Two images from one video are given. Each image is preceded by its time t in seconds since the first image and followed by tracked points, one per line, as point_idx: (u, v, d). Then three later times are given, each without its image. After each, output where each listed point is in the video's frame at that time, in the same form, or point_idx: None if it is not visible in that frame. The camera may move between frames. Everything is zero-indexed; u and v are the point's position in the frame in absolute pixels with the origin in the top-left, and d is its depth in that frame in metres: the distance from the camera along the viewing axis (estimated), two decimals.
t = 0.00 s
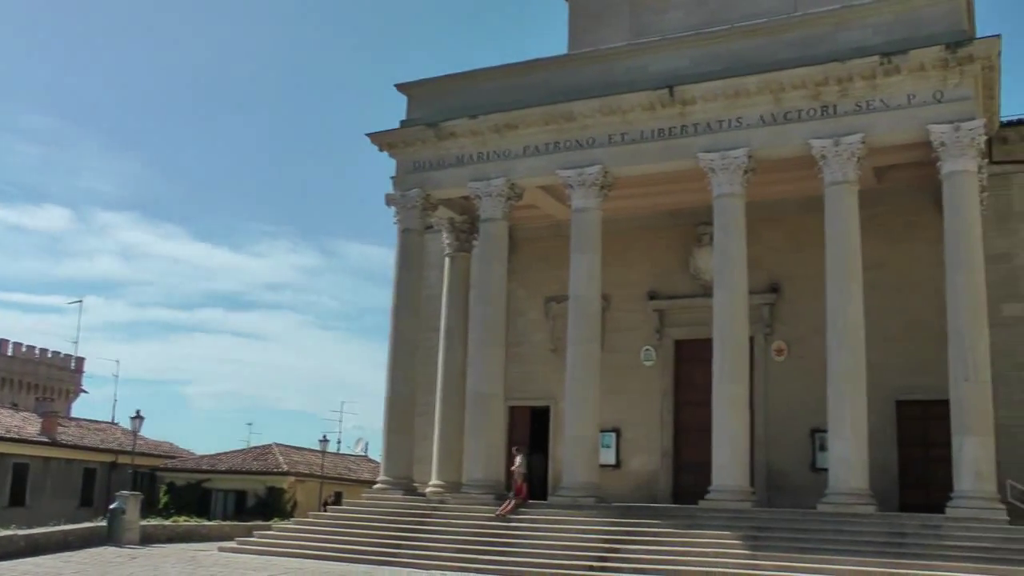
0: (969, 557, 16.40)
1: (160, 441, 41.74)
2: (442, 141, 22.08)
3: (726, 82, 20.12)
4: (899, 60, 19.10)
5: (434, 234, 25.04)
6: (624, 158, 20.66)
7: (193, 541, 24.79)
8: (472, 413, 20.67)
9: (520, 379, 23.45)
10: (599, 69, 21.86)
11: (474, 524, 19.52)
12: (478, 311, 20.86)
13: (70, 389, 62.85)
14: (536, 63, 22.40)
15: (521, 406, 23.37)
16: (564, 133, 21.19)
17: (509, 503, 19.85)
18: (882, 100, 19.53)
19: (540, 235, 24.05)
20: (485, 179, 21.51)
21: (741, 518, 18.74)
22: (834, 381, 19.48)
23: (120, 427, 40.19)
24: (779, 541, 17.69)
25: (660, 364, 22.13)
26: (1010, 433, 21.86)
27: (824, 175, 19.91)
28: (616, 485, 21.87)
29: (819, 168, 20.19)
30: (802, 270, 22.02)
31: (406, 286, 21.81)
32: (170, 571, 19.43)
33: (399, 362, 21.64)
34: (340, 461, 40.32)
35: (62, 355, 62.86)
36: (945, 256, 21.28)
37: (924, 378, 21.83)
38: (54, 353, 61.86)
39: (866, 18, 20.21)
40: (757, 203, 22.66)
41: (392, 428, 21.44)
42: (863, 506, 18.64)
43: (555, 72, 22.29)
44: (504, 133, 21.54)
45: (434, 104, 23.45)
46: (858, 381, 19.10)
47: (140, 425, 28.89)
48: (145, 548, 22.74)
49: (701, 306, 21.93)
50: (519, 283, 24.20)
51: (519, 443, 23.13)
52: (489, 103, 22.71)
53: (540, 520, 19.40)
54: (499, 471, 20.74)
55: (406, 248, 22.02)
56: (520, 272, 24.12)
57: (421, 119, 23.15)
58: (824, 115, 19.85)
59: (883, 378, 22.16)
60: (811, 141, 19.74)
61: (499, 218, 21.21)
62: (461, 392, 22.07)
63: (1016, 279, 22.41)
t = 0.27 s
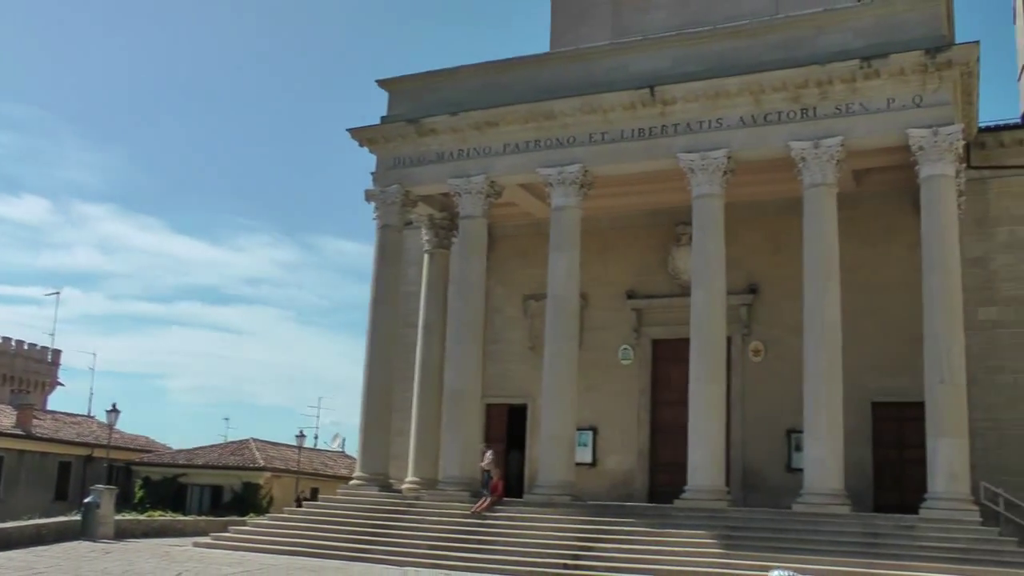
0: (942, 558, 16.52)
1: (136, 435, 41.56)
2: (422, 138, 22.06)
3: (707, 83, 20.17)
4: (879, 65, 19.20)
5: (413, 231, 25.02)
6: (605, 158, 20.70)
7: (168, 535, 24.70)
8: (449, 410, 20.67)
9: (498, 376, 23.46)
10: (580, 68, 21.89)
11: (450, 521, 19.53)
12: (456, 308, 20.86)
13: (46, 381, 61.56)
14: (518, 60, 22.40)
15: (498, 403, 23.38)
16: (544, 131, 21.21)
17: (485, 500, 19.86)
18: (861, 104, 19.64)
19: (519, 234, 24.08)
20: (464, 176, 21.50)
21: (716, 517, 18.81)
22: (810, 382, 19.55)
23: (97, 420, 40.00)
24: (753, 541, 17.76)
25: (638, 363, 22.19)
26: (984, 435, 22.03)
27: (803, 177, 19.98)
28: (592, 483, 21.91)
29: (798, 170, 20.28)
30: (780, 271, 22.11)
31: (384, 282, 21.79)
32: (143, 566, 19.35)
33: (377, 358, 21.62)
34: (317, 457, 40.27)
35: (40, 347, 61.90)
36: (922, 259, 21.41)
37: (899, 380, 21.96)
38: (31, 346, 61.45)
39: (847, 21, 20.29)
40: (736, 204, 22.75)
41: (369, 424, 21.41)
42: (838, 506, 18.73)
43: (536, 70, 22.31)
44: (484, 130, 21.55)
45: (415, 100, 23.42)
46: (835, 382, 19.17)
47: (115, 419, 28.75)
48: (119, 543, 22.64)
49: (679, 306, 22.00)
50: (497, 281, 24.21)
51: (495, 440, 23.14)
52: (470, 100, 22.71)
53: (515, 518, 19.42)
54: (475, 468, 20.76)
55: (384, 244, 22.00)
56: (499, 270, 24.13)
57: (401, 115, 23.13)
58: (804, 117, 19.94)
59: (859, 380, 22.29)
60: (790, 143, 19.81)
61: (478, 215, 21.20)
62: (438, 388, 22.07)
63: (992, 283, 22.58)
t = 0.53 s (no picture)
0: (913, 557, 16.62)
1: (110, 431, 41.34)
2: (398, 134, 22.03)
3: (683, 83, 20.21)
4: (854, 67, 19.30)
5: (389, 228, 24.99)
6: (581, 156, 20.72)
7: (140, 532, 24.57)
8: (423, 406, 20.65)
9: (473, 374, 23.45)
10: (557, 66, 21.91)
11: (423, 518, 19.51)
12: (432, 305, 20.85)
13: (19, 374, 60.62)
14: (496, 58, 22.40)
15: (473, 401, 23.38)
16: (521, 129, 21.22)
17: (458, 497, 19.85)
18: (837, 105, 19.73)
19: (495, 231, 24.08)
20: (441, 173, 21.48)
21: (689, 516, 18.85)
22: (784, 382, 19.61)
23: (70, 416, 39.76)
24: (726, 539, 17.82)
25: (613, 362, 22.23)
26: (956, 436, 22.18)
27: (779, 178, 20.05)
28: (566, 481, 21.94)
29: (774, 170, 20.35)
30: (755, 271, 22.19)
31: (360, 278, 21.76)
32: (114, 563, 19.23)
33: (351, 355, 21.58)
34: (291, 454, 40.17)
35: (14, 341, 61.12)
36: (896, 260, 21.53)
37: (873, 381, 22.08)
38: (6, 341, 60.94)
39: (824, 23, 20.37)
40: (712, 204, 22.82)
41: (342, 420, 21.38)
42: (810, 505, 18.81)
43: (514, 67, 22.31)
44: (461, 127, 21.54)
45: (392, 97, 23.38)
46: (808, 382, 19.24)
47: (88, 414, 28.57)
48: (90, 539, 22.50)
49: (653, 304, 22.06)
50: (473, 278, 24.20)
51: (470, 437, 23.13)
52: (447, 97, 22.69)
53: (488, 515, 19.42)
54: (449, 465, 20.75)
55: (360, 240, 21.97)
56: (475, 267, 24.13)
57: (378, 111, 23.09)
58: (779, 118, 20.00)
59: (833, 380, 22.39)
60: (766, 143, 19.87)
61: (454, 212, 21.19)
62: (412, 385, 22.05)
63: (966, 285, 22.74)
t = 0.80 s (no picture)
0: (886, 554, 16.73)
1: (84, 427, 41.10)
2: (375, 130, 22.00)
3: (661, 82, 20.26)
4: (831, 68, 19.41)
5: (366, 224, 24.96)
6: (557, 154, 20.76)
7: (114, 529, 24.43)
8: (399, 403, 20.63)
9: (450, 371, 23.46)
10: (535, 64, 21.94)
11: (398, 515, 19.49)
12: (408, 302, 20.84)
13: None
14: (474, 55, 22.40)
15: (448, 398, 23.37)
16: (498, 127, 21.23)
17: (433, 495, 19.85)
18: (813, 106, 19.84)
19: (472, 228, 24.09)
20: (418, 170, 21.47)
21: (664, 513, 18.91)
22: (759, 380, 19.68)
23: (43, 412, 39.50)
24: (701, 537, 17.87)
25: (589, 359, 22.27)
26: (929, 434, 22.35)
27: (755, 177, 20.12)
28: (541, 478, 21.98)
29: (750, 170, 20.43)
30: (730, 269, 22.29)
31: (336, 274, 21.73)
32: (86, 560, 19.10)
33: (327, 351, 21.53)
34: (265, 450, 40.07)
35: None
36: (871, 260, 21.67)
37: (848, 380, 22.21)
38: None
39: (801, 24, 20.47)
40: (688, 203, 22.91)
41: (318, 417, 21.33)
42: (785, 503, 18.91)
43: (492, 65, 22.31)
44: (438, 124, 21.53)
45: (369, 93, 23.34)
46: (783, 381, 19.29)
47: (62, 410, 28.37)
48: (63, 536, 22.34)
49: (629, 302, 22.13)
50: (450, 275, 24.20)
51: (445, 434, 23.13)
52: (424, 94, 22.68)
53: (463, 512, 19.42)
54: (424, 462, 20.74)
55: (336, 236, 21.94)
56: (451, 264, 24.12)
57: (355, 108, 23.05)
58: (756, 118, 20.08)
59: (807, 379, 22.51)
60: (743, 143, 19.94)
61: (431, 209, 21.19)
62: (388, 382, 22.03)
63: (940, 285, 22.91)
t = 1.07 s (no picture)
0: (860, 549, 16.80)
1: (59, 426, 40.92)
2: (351, 128, 21.97)
3: (635, 80, 20.29)
4: (805, 66, 19.48)
5: (341, 221, 24.95)
6: (532, 152, 20.78)
7: (88, 529, 24.29)
8: (374, 401, 20.61)
9: (426, 369, 23.47)
10: (510, 61, 21.95)
11: (374, 512, 19.46)
12: (383, 299, 20.83)
13: None
14: (450, 52, 22.38)
15: (424, 395, 23.38)
16: (473, 124, 21.24)
17: (409, 492, 19.83)
18: (788, 104, 19.90)
19: (448, 225, 24.09)
20: (393, 167, 21.46)
21: (640, 510, 18.93)
22: (734, 376, 19.70)
23: (18, 411, 39.30)
24: (677, 534, 17.90)
25: (564, 356, 22.32)
26: (904, 430, 22.47)
27: (730, 174, 20.16)
28: (516, 475, 22.02)
29: (725, 167, 20.47)
30: (705, 267, 22.38)
31: (311, 272, 21.72)
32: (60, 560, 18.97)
33: (302, 348, 21.51)
34: (241, 449, 40.13)
35: None
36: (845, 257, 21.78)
37: (823, 376, 22.31)
38: None
39: (776, 22, 20.54)
40: (663, 200, 22.99)
41: (293, 414, 21.31)
42: (760, 499, 18.96)
43: (467, 62, 22.31)
44: (413, 121, 21.52)
45: (344, 90, 23.30)
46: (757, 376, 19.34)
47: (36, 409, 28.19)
48: (37, 536, 22.20)
49: (605, 300, 22.18)
50: (426, 272, 24.19)
51: (421, 432, 23.14)
52: (400, 92, 22.66)
53: (438, 510, 19.41)
54: (400, 460, 20.72)
55: (312, 234, 21.93)
56: (427, 261, 24.11)
57: (330, 105, 23.01)
58: (731, 116, 20.13)
59: (783, 375, 22.60)
60: (718, 141, 19.98)
61: (406, 206, 21.19)
62: (363, 380, 22.03)
63: (914, 282, 23.04)
